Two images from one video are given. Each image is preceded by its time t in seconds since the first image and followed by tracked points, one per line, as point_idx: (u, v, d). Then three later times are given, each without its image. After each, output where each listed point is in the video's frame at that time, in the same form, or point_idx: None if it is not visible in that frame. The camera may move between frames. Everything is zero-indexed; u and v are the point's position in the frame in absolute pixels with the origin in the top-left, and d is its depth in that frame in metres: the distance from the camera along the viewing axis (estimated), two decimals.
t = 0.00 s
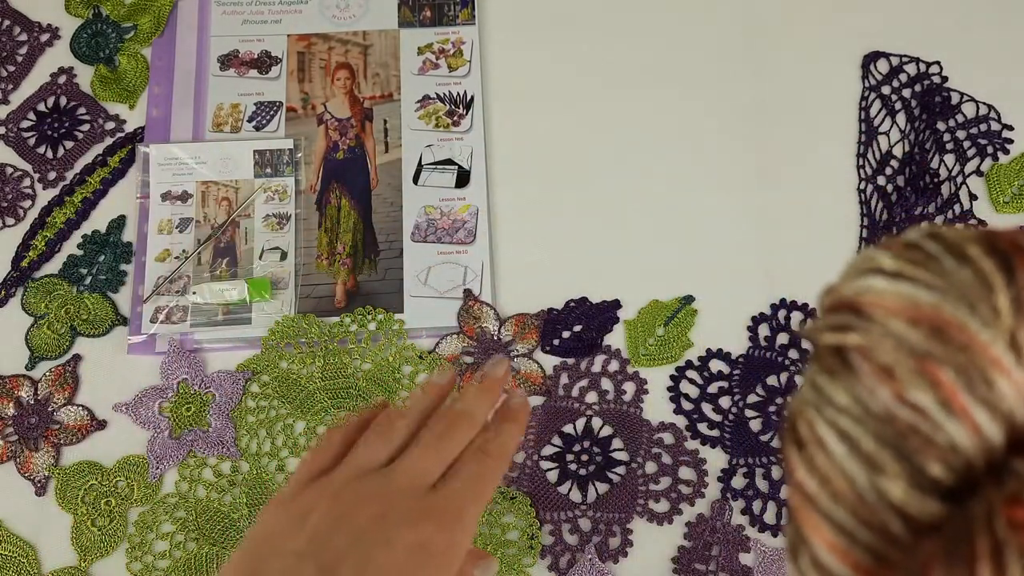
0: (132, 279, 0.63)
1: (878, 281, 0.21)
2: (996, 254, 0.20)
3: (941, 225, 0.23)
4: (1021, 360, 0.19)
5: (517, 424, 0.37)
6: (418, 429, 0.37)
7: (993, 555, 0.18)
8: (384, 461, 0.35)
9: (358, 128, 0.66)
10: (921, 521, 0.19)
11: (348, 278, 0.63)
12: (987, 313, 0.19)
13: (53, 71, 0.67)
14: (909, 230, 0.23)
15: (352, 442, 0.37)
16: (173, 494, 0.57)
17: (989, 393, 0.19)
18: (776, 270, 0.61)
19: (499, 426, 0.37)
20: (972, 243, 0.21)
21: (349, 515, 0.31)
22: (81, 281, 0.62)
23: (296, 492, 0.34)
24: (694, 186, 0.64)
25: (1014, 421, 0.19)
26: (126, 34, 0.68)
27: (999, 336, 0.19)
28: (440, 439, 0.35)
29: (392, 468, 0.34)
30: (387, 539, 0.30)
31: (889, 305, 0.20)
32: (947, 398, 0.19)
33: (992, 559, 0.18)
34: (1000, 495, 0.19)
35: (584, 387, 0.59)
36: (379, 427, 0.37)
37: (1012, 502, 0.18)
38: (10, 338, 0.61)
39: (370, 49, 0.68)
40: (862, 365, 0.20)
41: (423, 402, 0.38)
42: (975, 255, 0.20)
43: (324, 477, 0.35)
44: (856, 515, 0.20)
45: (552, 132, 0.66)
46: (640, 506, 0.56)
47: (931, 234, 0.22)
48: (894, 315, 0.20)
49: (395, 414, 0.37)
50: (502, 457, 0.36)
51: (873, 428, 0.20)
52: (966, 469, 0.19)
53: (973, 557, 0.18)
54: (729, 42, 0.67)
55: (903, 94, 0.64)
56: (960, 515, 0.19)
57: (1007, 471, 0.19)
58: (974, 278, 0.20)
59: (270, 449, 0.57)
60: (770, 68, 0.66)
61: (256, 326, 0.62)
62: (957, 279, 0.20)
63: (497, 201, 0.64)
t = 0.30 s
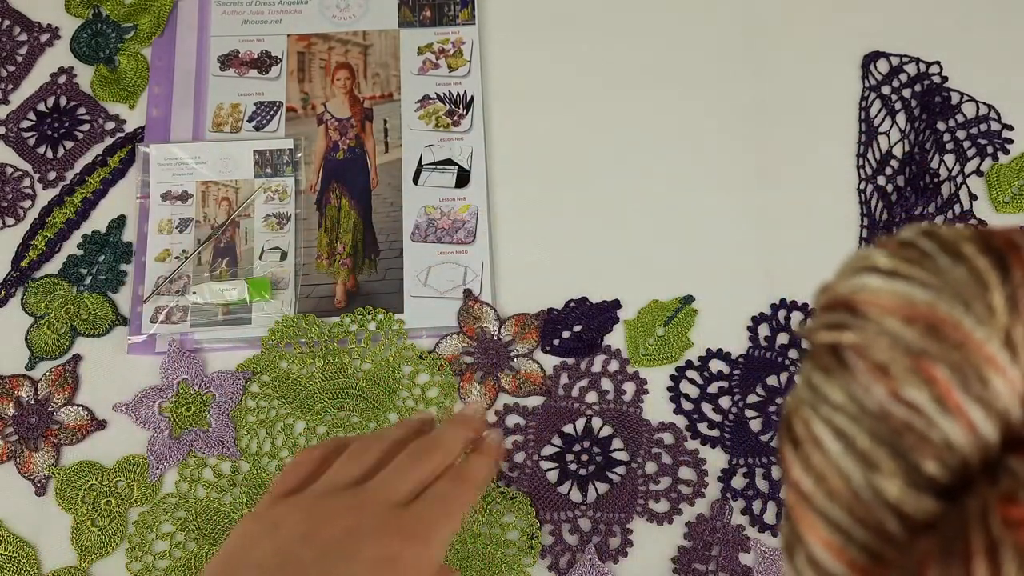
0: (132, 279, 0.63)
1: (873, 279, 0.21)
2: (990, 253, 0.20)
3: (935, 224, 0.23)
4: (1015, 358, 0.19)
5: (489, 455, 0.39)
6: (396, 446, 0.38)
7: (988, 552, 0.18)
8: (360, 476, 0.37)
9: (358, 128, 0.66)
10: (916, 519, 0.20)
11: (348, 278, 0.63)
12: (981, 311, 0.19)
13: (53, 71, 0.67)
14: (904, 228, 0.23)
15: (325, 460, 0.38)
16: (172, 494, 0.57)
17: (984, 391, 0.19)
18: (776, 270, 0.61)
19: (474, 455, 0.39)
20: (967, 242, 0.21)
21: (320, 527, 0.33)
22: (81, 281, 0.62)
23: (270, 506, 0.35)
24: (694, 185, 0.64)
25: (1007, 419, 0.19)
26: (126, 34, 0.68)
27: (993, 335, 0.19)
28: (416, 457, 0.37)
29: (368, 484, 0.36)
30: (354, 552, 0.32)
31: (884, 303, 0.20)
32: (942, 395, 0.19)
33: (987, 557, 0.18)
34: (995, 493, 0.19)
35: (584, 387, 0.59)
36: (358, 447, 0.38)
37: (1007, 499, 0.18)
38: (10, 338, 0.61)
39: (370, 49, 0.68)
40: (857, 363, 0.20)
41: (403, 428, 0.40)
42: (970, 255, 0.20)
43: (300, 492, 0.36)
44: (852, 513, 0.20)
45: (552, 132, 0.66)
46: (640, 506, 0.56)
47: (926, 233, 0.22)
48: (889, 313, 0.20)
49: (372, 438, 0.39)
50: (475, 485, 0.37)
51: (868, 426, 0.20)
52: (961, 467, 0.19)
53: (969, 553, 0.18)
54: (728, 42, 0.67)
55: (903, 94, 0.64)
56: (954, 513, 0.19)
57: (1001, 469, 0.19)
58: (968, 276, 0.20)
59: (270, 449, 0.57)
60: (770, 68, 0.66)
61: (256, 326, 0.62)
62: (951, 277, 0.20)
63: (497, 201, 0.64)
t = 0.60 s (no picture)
0: (132, 279, 0.63)
1: (871, 276, 0.21)
2: (987, 251, 0.20)
3: (932, 223, 0.23)
4: (1012, 354, 0.19)
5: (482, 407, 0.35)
6: (379, 413, 0.35)
7: (987, 549, 0.18)
8: (345, 445, 0.34)
9: (358, 128, 0.66)
10: (914, 515, 0.20)
11: (348, 278, 0.63)
12: (978, 308, 0.19)
13: (53, 71, 0.67)
14: (901, 227, 0.23)
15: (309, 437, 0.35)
16: (172, 494, 0.57)
17: (982, 387, 0.19)
18: (776, 270, 0.61)
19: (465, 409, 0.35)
20: (964, 239, 0.21)
21: (307, 500, 0.31)
22: (81, 281, 0.62)
23: (259, 485, 0.33)
24: (694, 185, 0.64)
25: (1004, 415, 0.19)
26: (127, 34, 0.68)
27: (991, 331, 0.19)
28: (402, 420, 0.34)
29: (353, 452, 0.33)
30: (346, 521, 0.30)
31: (882, 299, 0.20)
32: (940, 392, 0.19)
33: (985, 553, 0.18)
34: (994, 488, 0.18)
35: (584, 387, 0.59)
36: (342, 415, 0.35)
37: (1004, 495, 0.18)
38: (10, 338, 0.61)
39: (370, 49, 0.68)
40: (855, 359, 0.20)
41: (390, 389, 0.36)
42: (966, 252, 0.20)
43: (285, 467, 0.33)
44: (850, 509, 0.20)
45: (552, 132, 0.66)
46: (640, 506, 0.56)
47: (923, 230, 0.22)
48: (886, 309, 0.20)
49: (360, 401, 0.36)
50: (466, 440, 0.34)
51: (867, 422, 0.20)
52: (959, 463, 0.19)
53: (967, 549, 0.18)
54: (728, 42, 0.67)
55: (903, 94, 0.64)
56: (952, 508, 0.19)
57: (999, 465, 0.19)
58: (965, 273, 0.20)
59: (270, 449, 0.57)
60: (771, 68, 0.66)
61: (256, 326, 0.62)
62: (949, 273, 0.20)
63: (497, 201, 0.64)
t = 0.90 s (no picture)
0: (133, 279, 0.63)
1: (860, 291, 0.21)
2: (972, 267, 0.21)
3: (919, 237, 0.23)
4: (996, 369, 0.20)
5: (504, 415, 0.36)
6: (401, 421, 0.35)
7: (972, 559, 0.18)
8: (366, 454, 0.34)
9: (358, 128, 0.66)
10: (901, 526, 0.20)
11: (348, 278, 0.63)
12: (964, 323, 0.20)
13: (53, 71, 0.67)
14: (889, 241, 0.24)
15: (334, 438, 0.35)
16: (172, 494, 0.57)
17: (968, 401, 0.19)
18: (776, 270, 0.61)
19: (489, 417, 0.35)
20: (950, 255, 0.21)
21: (329, 514, 0.31)
22: (81, 281, 0.62)
23: (281, 494, 0.32)
24: (694, 185, 0.64)
25: (988, 428, 0.20)
26: (126, 34, 0.68)
27: (976, 346, 0.20)
28: (424, 429, 0.34)
29: (374, 464, 0.33)
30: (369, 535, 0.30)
31: (872, 315, 0.20)
32: (928, 405, 0.20)
33: (971, 563, 0.18)
34: (980, 500, 0.19)
35: (584, 387, 0.59)
36: (363, 426, 0.35)
37: (989, 506, 0.19)
38: (10, 338, 0.61)
39: (370, 49, 0.68)
40: (845, 373, 0.20)
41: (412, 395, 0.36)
42: (952, 268, 0.21)
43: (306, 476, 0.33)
44: (839, 520, 0.20)
45: (552, 132, 0.66)
46: (640, 506, 0.56)
47: (911, 245, 0.22)
48: (875, 324, 0.20)
49: (385, 405, 0.36)
50: (490, 448, 0.35)
51: (856, 435, 0.20)
52: (945, 475, 0.20)
53: (954, 560, 0.18)
54: (728, 42, 0.67)
55: (903, 94, 0.64)
56: (939, 519, 0.19)
57: (984, 476, 0.19)
58: (952, 290, 0.20)
59: (270, 449, 0.57)
60: (771, 68, 0.66)
61: (256, 326, 0.62)
62: (936, 290, 0.20)
63: (497, 201, 0.64)
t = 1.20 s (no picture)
0: (132, 279, 0.63)
1: (869, 273, 0.21)
2: (982, 249, 0.21)
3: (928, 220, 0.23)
4: (1006, 352, 0.20)
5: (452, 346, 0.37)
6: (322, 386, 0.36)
7: (980, 542, 0.18)
8: (285, 427, 0.35)
9: (358, 128, 0.66)
10: (908, 509, 0.20)
11: (348, 278, 0.63)
12: (975, 306, 0.20)
13: (53, 71, 0.67)
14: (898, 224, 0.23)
15: (252, 402, 0.36)
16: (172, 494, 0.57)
17: (978, 383, 0.19)
18: (776, 270, 0.61)
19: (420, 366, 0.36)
20: (961, 238, 0.21)
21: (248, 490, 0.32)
22: (81, 281, 0.62)
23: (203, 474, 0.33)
24: (694, 185, 0.64)
25: (999, 411, 0.20)
26: (127, 34, 0.68)
27: (986, 329, 0.20)
28: (343, 395, 0.35)
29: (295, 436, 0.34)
30: (289, 509, 0.32)
31: (881, 297, 0.20)
32: (937, 388, 0.19)
33: (979, 547, 0.18)
34: (989, 484, 0.19)
35: (584, 387, 0.59)
36: (283, 397, 0.35)
37: (1000, 491, 0.18)
38: (10, 338, 0.61)
39: (370, 49, 0.68)
40: (852, 355, 0.20)
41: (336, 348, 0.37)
42: (963, 250, 0.21)
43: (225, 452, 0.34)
44: (845, 504, 0.21)
45: (551, 132, 0.66)
46: (640, 506, 0.56)
47: (920, 228, 0.22)
48: (884, 307, 0.20)
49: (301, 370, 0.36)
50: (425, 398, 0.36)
51: (863, 418, 0.20)
52: (954, 459, 0.20)
53: (962, 544, 0.18)
54: (728, 42, 0.67)
55: (903, 94, 0.64)
56: (946, 503, 0.20)
57: (994, 459, 0.19)
58: (962, 272, 0.20)
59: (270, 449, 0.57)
60: (770, 67, 0.66)
61: (256, 326, 0.62)
62: (946, 272, 0.20)
63: (497, 201, 0.64)
